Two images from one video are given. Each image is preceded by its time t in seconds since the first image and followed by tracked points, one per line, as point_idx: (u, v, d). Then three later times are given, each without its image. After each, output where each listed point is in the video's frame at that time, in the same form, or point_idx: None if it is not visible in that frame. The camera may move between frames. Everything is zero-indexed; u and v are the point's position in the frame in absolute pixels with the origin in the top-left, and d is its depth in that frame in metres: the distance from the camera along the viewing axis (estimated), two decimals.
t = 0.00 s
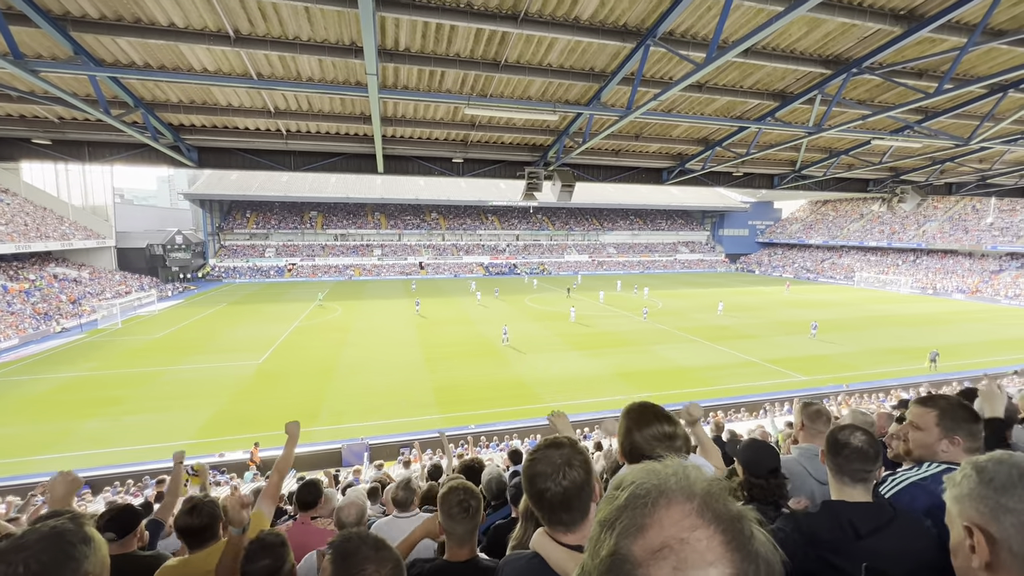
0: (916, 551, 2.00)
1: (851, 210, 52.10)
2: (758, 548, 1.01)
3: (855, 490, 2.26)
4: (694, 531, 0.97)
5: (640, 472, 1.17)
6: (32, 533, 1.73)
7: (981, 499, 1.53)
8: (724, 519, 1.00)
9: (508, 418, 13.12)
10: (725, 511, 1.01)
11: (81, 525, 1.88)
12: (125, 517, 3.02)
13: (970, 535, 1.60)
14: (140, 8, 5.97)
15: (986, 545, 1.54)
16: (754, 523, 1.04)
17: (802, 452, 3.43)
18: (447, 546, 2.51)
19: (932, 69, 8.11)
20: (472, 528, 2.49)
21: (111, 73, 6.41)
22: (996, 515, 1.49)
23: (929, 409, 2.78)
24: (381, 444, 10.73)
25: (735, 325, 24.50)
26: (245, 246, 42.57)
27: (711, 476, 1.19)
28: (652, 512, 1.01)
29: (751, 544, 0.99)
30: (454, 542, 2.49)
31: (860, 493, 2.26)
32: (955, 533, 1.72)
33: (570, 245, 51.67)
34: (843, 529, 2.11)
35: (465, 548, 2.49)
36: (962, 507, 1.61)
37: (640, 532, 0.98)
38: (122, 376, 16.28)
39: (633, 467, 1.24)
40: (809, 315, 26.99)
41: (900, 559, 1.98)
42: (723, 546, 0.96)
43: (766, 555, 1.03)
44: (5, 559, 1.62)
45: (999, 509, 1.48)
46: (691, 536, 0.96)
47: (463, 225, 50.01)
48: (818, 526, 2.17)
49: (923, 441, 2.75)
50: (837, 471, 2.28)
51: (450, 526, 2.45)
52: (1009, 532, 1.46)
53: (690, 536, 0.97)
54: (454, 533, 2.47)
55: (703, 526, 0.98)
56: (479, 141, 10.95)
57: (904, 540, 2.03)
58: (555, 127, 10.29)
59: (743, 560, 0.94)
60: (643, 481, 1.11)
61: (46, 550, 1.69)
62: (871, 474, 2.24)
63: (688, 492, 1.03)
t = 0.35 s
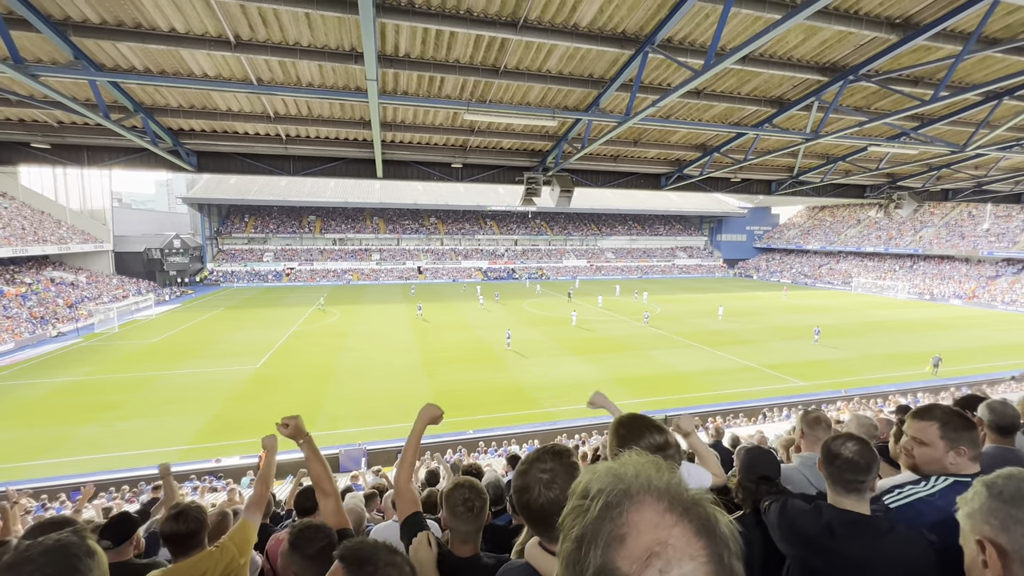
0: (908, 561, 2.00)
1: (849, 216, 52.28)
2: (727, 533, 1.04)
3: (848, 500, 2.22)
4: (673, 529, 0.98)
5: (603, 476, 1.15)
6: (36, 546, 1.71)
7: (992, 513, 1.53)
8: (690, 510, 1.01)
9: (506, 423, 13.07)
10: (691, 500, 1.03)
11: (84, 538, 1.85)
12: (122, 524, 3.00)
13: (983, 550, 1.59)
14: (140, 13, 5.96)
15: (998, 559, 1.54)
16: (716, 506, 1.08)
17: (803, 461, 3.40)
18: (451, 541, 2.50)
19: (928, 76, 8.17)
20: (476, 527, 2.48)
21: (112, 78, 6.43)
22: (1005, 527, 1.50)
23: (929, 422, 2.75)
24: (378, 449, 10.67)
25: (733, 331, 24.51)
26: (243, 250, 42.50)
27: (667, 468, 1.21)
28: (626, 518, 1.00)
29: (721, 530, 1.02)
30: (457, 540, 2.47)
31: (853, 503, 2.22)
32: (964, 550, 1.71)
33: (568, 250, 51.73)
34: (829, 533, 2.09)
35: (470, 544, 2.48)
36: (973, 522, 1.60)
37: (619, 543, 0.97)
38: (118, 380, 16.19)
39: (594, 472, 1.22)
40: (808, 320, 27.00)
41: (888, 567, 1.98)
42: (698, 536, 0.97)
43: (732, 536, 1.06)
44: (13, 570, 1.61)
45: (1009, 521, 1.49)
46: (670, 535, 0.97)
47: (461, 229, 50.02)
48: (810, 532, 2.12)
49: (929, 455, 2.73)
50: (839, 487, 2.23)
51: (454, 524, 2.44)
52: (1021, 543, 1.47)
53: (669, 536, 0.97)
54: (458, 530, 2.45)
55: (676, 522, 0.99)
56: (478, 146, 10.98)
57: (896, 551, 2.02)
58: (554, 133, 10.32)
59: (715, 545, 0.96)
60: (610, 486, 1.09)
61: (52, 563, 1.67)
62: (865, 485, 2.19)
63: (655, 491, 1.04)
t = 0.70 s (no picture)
0: None
1: (842, 218, 52.74)
2: (720, 537, 1.03)
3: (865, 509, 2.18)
4: (664, 536, 0.97)
5: (591, 482, 1.14)
6: (28, 559, 1.68)
7: (991, 513, 1.54)
8: (682, 514, 1.01)
9: (502, 425, 13.05)
10: (680, 504, 1.02)
11: (76, 549, 1.82)
12: (115, 531, 2.96)
13: (986, 551, 1.59)
14: (135, 14, 5.93)
15: (1001, 560, 1.54)
16: (706, 510, 1.07)
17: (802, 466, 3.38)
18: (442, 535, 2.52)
19: (919, 79, 8.26)
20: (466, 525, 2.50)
21: (104, 79, 6.38)
22: (1007, 527, 1.50)
23: (922, 423, 2.77)
24: (374, 452, 10.63)
25: (728, 332, 24.61)
26: (237, 252, 42.33)
27: (656, 473, 1.21)
28: (619, 526, 0.99)
29: (711, 534, 1.01)
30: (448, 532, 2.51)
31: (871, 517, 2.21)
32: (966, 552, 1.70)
33: (564, 252, 51.79)
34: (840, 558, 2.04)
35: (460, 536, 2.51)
36: (974, 523, 1.61)
37: (612, 553, 0.95)
38: (110, 384, 16.03)
39: (584, 480, 1.21)
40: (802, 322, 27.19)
41: None
42: (690, 542, 0.96)
43: (725, 541, 1.05)
44: None
45: (1009, 521, 1.49)
46: (663, 542, 0.95)
47: (457, 231, 49.90)
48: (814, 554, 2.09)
49: (926, 458, 2.73)
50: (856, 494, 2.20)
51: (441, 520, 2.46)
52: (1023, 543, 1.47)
53: (663, 544, 0.95)
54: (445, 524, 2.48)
55: (670, 529, 0.98)
56: (474, 148, 10.98)
57: (895, 556, 2.03)
58: (550, 135, 10.34)
59: (709, 549, 0.95)
60: (599, 493, 1.08)
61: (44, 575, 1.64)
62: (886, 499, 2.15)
63: (646, 498, 1.03)
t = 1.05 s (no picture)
0: None
1: (827, 222, 53.60)
2: (715, 534, 1.02)
3: (845, 500, 2.23)
4: (663, 534, 0.96)
5: (587, 481, 1.13)
6: None
7: (977, 508, 1.56)
8: (680, 512, 1.00)
9: (493, 429, 13.00)
10: (678, 503, 1.02)
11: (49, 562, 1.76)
12: (98, 539, 2.89)
13: (973, 546, 1.61)
14: (119, 13, 5.83)
15: (990, 556, 1.56)
16: (702, 508, 1.07)
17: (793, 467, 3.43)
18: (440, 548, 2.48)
19: (901, 86, 8.45)
20: (468, 532, 2.47)
21: (88, 80, 6.26)
22: (993, 523, 1.51)
23: (904, 422, 2.83)
24: (364, 457, 10.51)
25: (717, 334, 24.81)
26: (225, 256, 41.82)
27: (650, 472, 1.20)
28: (615, 525, 0.98)
29: (709, 532, 1.00)
30: (447, 545, 2.45)
31: (851, 505, 2.22)
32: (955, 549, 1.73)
33: (555, 256, 51.93)
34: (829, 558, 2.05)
35: (459, 550, 2.45)
36: (960, 519, 1.63)
37: (610, 552, 0.94)
38: (92, 391, 15.67)
39: (579, 479, 1.19)
40: (789, 324, 27.54)
41: None
42: (687, 542, 0.95)
43: (721, 539, 1.05)
44: None
45: (994, 515, 1.51)
46: (660, 541, 0.95)
47: (447, 235, 49.76)
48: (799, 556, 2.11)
49: (904, 456, 2.79)
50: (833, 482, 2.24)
51: (444, 529, 2.42)
52: (1007, 536, 1.48)
53: (659, 543, 0.95)
54: (449, 535, 2.43)
55: (668, 527, 0.97)
56: (464, 151, 10.98)
57: (887, 546, 2.06)
58: (541, 139, 10.39)
59: (707, 548, 0.95)
60: (595, 492, 1.07)
61: None
62: (861, 484, 2.21)
63: (642, 496, 1.02)
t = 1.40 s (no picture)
0: (878, 541, 2.07)
1: (804, 224, 54.96)
2: (696, 544, 1.02)
3: (822, 484, 2.38)
4: (641, 543, 0.96)
5: (570, 485, 1.12)
6: None
7: (943, 497, 1.57)
8: (661, 522, 1.00)
9: (477, 430, 12.96)
10: (660, 511, 1.02)
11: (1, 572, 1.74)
12: (65, 552, 2.81)
13: (938, 534, 1.61)
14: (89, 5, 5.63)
15: (952, 543, 1.56)
16: (685, 516, 1.07)
17: (776, 464, 3.52)
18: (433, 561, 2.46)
19: (874, 92, 8.70)
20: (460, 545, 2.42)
21: (57, 73, 6.03)
22: (956, 511, 1.52)
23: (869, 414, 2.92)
24: (346, 460, 10.37)
25: (698, 334, 25.18)
26: (201, 257, 40.81)
27: (635, 476, 1.20)
28: (592, 533, 0.98)
29: (687, 540, 1.00)
30: (440, 559, 2.43)
31: (831, 489, 2.38)
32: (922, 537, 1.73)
33: (538, 257, 52.08)
34: (804, 518, 2.17)
35: (451, 564, 2.44)
36: (927, 509, 1.63)
37: (586, 556, 0.95)
38: (61, 396, 15.09)
39: (563, 482, 1.19)
40: (767, 324, 28.13)
41: (857, 550, 2.04)
42: (664, 551, 0.96)
43: (703, 546, 1.06)
44: None
45: (957, 504, 1.51)
46: (638, 549, 0.95)
47: (431, 235, 49.46)
48: (778, 516, 2.23)
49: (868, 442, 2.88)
50: (811, 468, 2.39)
51: (435, 545, 2.39)
52: (968, 524, 1.48)
53: (637, 550, 0.96)
54: (440, 550, 2.40)
55: (646, 534, 0.97)
56: (446, 151, 10.93)
57: (862, 527, 2.11)
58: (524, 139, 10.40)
59: (686, 559, 0.95)
60: (578, 497, 1.07)
61: None
62: (842, 469, 2.36)
63: (624, 502, 1.02)
